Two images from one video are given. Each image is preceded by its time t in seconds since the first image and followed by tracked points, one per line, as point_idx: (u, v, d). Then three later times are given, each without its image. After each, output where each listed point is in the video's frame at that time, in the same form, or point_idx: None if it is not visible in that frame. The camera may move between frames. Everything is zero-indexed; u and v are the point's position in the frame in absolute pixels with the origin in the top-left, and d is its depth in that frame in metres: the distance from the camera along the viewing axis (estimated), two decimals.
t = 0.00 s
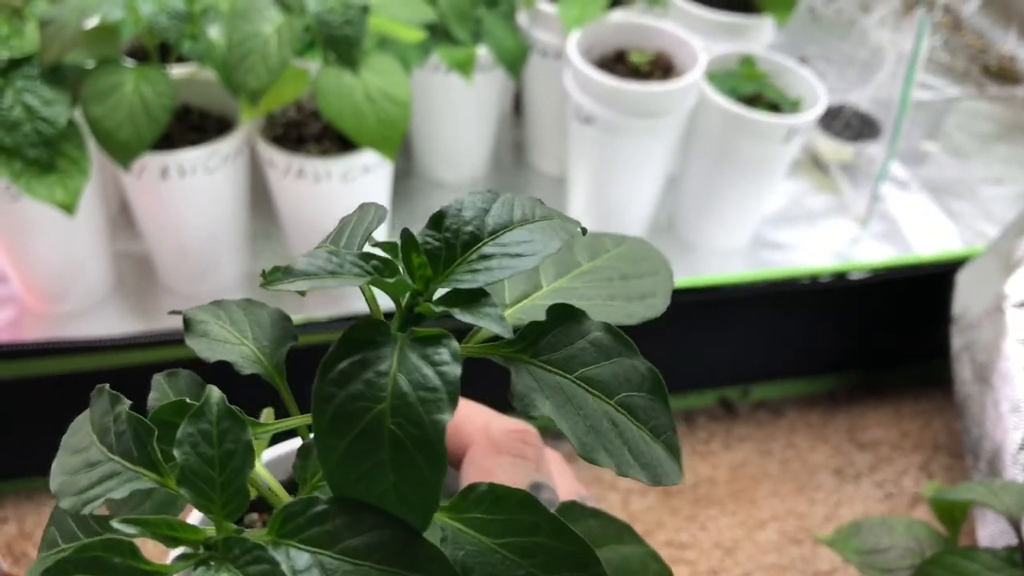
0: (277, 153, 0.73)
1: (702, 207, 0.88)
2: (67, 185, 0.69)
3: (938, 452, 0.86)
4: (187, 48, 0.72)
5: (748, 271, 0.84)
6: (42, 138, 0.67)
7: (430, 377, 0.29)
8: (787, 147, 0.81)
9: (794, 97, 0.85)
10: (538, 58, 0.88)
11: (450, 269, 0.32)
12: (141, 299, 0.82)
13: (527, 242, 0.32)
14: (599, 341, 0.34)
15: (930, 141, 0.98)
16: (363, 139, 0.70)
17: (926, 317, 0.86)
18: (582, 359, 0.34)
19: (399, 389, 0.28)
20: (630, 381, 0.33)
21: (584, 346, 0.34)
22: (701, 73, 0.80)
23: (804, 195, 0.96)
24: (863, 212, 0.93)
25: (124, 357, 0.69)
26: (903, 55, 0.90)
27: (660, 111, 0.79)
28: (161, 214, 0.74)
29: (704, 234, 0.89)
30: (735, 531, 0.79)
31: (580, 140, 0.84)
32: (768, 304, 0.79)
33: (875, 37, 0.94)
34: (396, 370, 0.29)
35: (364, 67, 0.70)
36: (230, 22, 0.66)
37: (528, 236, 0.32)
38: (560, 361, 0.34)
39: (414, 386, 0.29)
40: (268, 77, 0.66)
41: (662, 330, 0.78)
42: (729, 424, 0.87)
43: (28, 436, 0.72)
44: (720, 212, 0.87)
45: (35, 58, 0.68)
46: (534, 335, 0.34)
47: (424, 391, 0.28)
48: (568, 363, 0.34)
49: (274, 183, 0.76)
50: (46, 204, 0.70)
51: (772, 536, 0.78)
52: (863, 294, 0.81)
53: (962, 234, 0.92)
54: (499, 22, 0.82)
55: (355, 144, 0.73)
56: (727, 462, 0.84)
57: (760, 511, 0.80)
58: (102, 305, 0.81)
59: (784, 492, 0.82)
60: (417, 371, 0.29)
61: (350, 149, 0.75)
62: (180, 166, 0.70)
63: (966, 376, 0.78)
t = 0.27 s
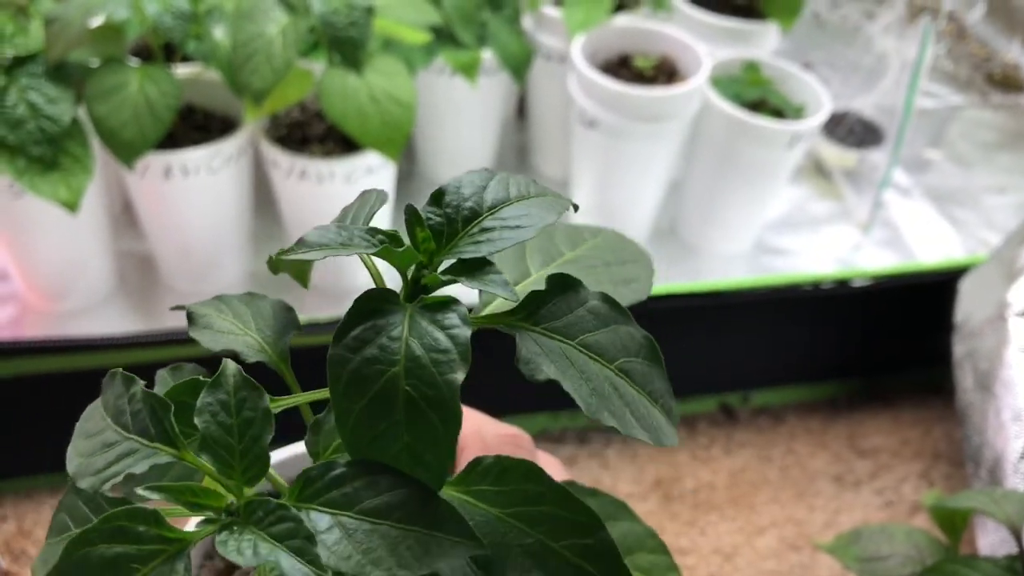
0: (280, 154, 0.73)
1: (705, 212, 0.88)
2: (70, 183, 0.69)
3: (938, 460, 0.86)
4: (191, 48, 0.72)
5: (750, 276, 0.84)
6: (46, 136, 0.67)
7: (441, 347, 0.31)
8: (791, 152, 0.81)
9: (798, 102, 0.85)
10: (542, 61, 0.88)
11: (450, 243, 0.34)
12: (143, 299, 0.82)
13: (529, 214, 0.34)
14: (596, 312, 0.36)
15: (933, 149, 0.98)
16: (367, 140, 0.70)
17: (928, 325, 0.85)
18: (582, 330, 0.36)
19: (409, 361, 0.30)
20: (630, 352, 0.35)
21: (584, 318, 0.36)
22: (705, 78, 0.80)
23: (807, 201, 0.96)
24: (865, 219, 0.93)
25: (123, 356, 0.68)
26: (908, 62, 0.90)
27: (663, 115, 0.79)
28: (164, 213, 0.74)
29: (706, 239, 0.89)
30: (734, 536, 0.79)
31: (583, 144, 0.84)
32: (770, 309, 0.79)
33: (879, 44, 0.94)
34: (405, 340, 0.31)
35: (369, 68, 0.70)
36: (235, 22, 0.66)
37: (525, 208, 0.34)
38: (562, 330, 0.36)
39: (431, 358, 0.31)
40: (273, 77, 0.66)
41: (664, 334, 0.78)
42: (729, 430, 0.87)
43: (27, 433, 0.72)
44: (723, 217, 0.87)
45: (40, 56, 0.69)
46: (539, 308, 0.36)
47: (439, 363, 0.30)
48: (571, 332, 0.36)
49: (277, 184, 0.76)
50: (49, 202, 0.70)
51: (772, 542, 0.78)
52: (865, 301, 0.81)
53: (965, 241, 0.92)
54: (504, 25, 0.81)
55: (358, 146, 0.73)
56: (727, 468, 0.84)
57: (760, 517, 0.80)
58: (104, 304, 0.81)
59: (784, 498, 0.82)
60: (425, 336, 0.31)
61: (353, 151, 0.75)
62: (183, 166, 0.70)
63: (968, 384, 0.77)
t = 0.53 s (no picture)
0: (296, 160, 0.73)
1: (716, 227, 0.88)
2: (87, 185, 0.70)
3: (947, 480, 0.86)
4: (214, 52, 0.74)
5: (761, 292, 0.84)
6: (65, 138, 0.67)
7: (293, 224, 0.28)
8: (804, 170, 0.81)
9: (812, 120, 0.86)
10: (558, 74, 0.89)
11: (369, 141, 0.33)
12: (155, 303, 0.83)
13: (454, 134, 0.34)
14: (538, 244, 0.31)
15: (944, 169, 0.97)
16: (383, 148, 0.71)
17: (937, 345, 0.85)
18: (509, 256, 0.30)
19: (239, 230, 0.28)
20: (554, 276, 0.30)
21: (519, 243, 0.31)
22: (720, 94, 0.80)
23: (818, 219, 0.96)
24: (876, 237, 0.93)
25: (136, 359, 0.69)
26: (922, 82, 0.90)
27: (678, 130, 0.79)
28: (177, 216, 0.74)
29: (718, 254, 0.90)
30: (742, 552, 0.79)
31: (597, 157, 0.84)
32: (781, 326, 0.79)
33: (893, 63, 0.94)
34: (259, 209, 0.29)
35: (387, 77, 0.71)
36: (256, 28, 0.67)
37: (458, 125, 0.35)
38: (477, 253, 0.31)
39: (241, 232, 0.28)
40: (292, 83, 0.67)
41: (674, 348, 0.78)
42: (738, 445, 0.87)
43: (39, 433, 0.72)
44: (734, 233, 0.87)
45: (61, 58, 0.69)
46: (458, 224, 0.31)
47: (246, 242, 0.28)
48: (484, 251, 0.31)
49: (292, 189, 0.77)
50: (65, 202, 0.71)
51: (779, 559, 0.79)
52: (876, 320, 0.81)
53: (975, 261, 0.92)
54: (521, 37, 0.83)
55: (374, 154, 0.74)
56: (736, 483, 0.84)
57: (767, 533, 0.80)
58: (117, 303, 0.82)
59: (792, 515, 0.82)
60: (287, 217, 0.28)
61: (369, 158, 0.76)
62: (199, 170, 0.71)
63: (978, 405, 0.77)
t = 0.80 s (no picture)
0: (325, 178, 0.75)
1: (734, 254, 0.89)
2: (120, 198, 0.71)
3: (959, 512, 0.86)
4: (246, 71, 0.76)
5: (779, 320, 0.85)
6: (100, 149, 0.69)
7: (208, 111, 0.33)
8: (824, 201, 0.83)
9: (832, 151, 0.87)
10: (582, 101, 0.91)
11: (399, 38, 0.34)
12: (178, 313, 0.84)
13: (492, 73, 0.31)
14: (607, 174, 0.28)
15: (961, 203, 0.98)
16: (411, 168, 0.72)
17: (953, 377, 0.86)
18: (569, 156, 0.28)
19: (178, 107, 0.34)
20: (608, 210, 0.27)
21: (586, 146, 0.28)
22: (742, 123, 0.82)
23: (835, 249, 0.97)
24: (892, 269, 0.94)
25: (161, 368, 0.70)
26: (941, 117, 0.92)
27: (700, 157, 0.80)
28: (206, 229, 0.76)
29: (736, 281, 0.91)
30: None
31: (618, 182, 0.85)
32: (798, 354, 0.80)
33: (913, 98, 0.95)
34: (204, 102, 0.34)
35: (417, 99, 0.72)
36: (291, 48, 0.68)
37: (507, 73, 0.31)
38: (535, 126, 0.28)
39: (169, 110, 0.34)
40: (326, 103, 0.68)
41: (691, 372, 0.79)
42: (753, 471, 0.87)
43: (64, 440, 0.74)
44: (753, 261, 0.88)
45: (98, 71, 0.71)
46: (525, 100, 0.29)
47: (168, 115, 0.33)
48: (544, 137, 0.28)
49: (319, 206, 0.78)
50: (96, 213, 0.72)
51: None
52: (893, 350, 0.82)
53: (990, 295, 0.92)
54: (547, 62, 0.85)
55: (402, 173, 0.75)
56: (749, 509, 0.84)
57: (779, 560, 0.81)
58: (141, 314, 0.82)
59: (804, 542, 0.83)
60: (219, 113, 0.33)
61: (396, 178, 0.77)
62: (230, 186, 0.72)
63: (993, 438, 0.78)
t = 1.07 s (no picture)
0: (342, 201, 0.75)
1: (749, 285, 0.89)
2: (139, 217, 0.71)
3: (973, 550, 0.86)
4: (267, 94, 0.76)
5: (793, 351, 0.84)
6: (120, 168, 0.69)
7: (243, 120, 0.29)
8: (840, 233, 0.82)
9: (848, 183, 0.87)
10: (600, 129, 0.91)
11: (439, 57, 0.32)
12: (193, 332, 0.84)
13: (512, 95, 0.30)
14: (621, 196, 0.27)
15: (977, 237, 0.96)
16: (427, 193, 0.72)
17: (968, 413, 0.85)
18: (587, 180, 0.27)
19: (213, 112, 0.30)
20: (621, 234, 0.26)
21: (598, 168, 0.28)
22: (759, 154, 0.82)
23: (851, 280, 0.97)
24: (908, 302, 0.94)
25: (164, 387, 0.70)
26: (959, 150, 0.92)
27: (716, 187, 0.80)
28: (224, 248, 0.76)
29: (751, 311, 0.90)
30: None
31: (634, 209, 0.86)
32: (812, 387, 0.79)
33: (930, 130, 0.95)
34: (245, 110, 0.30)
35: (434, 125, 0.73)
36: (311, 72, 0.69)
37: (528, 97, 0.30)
38: (549, 146, 0.28)
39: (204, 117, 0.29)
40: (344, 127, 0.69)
41: (703, 403, 0.79)
42: (764, 503, 0.87)
43: (83, 456, 0.74)
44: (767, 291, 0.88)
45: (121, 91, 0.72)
46: (548, 124, 0.29)
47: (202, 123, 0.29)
48: (557, 155, 0.27)
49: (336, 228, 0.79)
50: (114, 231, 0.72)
51: None
52: (908, 384, 0.81)
53: (1005, 330, 0.90)
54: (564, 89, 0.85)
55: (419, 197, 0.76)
56: (760, 542, 0.84)
57: None
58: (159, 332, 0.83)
59: None
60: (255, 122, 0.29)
61: (413, 202, 0.78)
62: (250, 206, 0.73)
63: (1008, 476, 0.77)
